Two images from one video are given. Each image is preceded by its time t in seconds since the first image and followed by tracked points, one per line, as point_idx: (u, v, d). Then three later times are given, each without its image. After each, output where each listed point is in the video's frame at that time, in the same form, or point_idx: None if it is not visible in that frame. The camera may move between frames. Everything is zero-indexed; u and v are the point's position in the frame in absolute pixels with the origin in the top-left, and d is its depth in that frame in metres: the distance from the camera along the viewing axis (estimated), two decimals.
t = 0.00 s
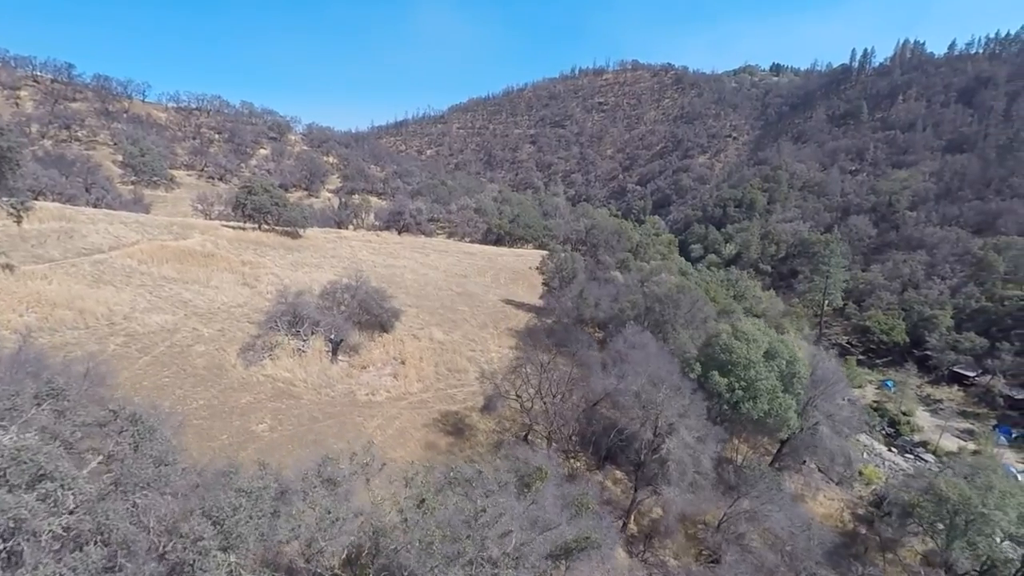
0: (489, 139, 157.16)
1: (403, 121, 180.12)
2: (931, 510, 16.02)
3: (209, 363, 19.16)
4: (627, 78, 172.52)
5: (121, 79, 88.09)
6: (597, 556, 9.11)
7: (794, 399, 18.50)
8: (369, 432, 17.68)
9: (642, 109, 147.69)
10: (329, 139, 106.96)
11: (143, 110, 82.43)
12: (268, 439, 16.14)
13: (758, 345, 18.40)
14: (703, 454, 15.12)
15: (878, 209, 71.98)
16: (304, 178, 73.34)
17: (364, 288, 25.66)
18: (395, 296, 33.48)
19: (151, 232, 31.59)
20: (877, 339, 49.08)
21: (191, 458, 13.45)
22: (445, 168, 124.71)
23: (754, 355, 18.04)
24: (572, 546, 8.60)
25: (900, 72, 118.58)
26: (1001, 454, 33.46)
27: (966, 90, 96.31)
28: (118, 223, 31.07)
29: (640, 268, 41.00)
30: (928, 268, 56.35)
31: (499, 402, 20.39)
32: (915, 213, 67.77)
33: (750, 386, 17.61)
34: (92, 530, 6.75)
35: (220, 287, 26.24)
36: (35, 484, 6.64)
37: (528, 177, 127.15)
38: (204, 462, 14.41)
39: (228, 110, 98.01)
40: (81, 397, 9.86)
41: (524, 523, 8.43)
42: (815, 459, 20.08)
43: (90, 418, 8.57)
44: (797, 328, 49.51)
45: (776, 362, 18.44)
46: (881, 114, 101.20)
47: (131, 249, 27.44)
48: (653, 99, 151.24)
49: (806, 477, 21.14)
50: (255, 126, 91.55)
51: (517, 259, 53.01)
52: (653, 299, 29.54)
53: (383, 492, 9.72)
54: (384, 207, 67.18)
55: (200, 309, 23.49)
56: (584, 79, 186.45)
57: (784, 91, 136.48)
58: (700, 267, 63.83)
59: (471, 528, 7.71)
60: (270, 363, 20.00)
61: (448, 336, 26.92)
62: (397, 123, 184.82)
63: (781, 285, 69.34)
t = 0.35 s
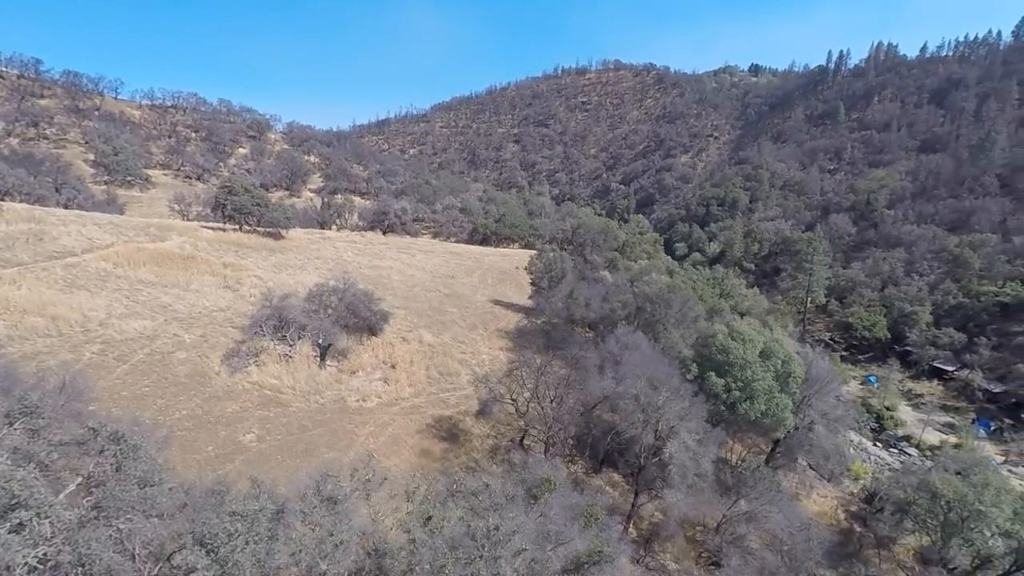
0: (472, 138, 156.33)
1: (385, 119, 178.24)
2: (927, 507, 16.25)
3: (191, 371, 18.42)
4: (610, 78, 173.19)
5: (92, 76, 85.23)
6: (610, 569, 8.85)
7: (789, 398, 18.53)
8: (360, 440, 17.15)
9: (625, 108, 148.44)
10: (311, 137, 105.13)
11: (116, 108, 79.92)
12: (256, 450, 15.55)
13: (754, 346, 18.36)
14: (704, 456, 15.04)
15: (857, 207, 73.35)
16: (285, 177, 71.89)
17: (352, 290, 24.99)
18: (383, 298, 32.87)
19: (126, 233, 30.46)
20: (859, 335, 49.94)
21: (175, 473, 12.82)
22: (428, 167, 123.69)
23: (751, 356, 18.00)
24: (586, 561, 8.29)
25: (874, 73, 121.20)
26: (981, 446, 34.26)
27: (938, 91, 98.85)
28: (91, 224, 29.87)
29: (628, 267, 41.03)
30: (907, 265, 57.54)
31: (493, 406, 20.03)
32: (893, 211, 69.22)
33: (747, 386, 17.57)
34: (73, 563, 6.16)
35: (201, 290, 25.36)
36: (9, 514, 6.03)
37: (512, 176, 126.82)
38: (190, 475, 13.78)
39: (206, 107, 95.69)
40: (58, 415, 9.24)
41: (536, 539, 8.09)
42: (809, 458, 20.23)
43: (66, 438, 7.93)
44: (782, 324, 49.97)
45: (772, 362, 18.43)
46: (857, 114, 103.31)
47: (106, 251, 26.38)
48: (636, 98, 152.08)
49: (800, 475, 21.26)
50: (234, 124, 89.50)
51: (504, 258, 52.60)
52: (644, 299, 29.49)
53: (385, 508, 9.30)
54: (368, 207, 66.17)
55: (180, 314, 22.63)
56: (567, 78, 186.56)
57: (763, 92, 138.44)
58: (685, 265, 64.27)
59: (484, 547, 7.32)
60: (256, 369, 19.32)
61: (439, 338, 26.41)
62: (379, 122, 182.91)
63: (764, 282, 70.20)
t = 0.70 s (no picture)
0: (456, 138, 155.32)
1: (367, 118, 176.12)
2: (922, 505, 16.47)
3: (173, 380, 17.66)
4: (592, 77, 173.75)
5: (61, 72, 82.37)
6: None
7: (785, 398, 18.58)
8: (352, 449, 16.62)
9: (608, 108, 149.06)
10: (291, 136, 103.20)
11: (86, 105, 77.30)
12: (244, 462, 14.94)
13: (750, 346, 18.37)
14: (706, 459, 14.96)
15: (837, 206, 74.63)
16: (265, 177, 70.32)
17: (339, 293, 24.29)
18: (370, 300, 32.21)
19: (101, 236, 29.28)
20: (841, 332, 50.77)
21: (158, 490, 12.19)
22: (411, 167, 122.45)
23: (747, 356, 18.00)
24: None
25: (850, 75, 123.53)
26: (962, 440, 34.96)
27: (911, 93, 101.15)
28: (63, 227, 28.66)
29: (617, 267, 41.02)
30: (886, 263, 58.66)
31: (487, 410, 19.63)
32: (871, 210, 70.52)
33: (744, 387, 17.54)
34: None
35: (181, 294, 24.44)
36: None
37: (496, 176, 126.28)
38: (174, 491, 13.15)
39: (182, 105, 93.24)
40: (34, 435, 8.63)
41: (552, 557, 7.79)
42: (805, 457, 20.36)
43: (41, 462, 7.31)
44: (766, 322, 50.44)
45: (768, 362, 18.45)
46: (835, 115, 105.28)
47: (79, 255, 25.28)
48: (618, 98, 152.77)
49: (794, 473, 21.31)
50: (211, 123, 87.32)
51: (490, 258, 52.16)
52: (635, 299, 29.42)
53: (389, 526, 8.91)
54: (351, 207, 65.06)
55: (160, 319, 21.75)
56: (550, 77, 186.54)
57: (743, 92, 140.17)
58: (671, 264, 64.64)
59: (501, 568, 6.99)
60: (241, 377, 18.63)
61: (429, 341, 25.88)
62: (360, 121, 180.69)
63: (747, 280, 70.95)
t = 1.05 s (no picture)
0: (439, 137, 154.25)
1: (349, 117, 173.92)
2: (919, 504, 16.67)
3: (155, 390, 16.95)
4: (576, 77, 174.17)
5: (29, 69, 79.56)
6: None
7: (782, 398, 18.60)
8: (345, 459, 16.08)
9: (592, 108, 149.43)
10: (272, 135, 101.22)
11: (57, 103, 74.76)
12: (233, 474, 14.35)
13: (746, 347, 18.41)
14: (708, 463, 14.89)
15: (818, 205, 75.83)
16: (245, 177, 68.74)
17: (326, 296, 23.60)
18: (358, 303, 31.55)
19: (74, 239, 28.14)
20: (825, 329, 51.48)
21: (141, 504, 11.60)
22: (395, 167, 121.14)
23: (744, 356, 18.02)
24: None
25: (828, 76, 125.72)
26: (944, 434, 35.61)
27: (887, 94, 103.39)
28: (33, 230, 27.46)
29: (605, 268, 40.96)
30: (867, 261, 59.73)
31: (482, 415, 19.24)
32: (851, 209, 71.79)
33: (741, 387, 17.51)
34: None
35: (161, 299, 23.55)
36: None
37: (480, 176, 125.67)
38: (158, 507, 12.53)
39: (158, 104, 90.81)
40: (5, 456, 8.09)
41: None
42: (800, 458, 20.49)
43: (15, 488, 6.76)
44: (752, 320, 50.87)
45: (764, 362, 18.48)
46: (814, 116, 107.07)
47: (52, 258, 24.23)
48: (602, 98, 153.33)
49: (789, 473, 21.31)
50: (188, 122, 85.15)
51: (477, 259, 51.64)
52: (627, 300, 29.33)
53: (394, 546, 8.57)
54: (334, 207, 63.94)
55: (139, 326, 20.87)
56: (534, 77, 186.33)
57: (724, 93, 141.74)
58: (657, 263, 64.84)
59: None
60: (226, 386, 17.92)
61: (419, 345, 25.35)
62: (343, 120, 178.59)
63: (732, 278, 71.63)
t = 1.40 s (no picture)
0: (423, 137, 152.92)
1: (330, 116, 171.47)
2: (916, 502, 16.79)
3: (136, 401, 16.20)
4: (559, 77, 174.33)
5: None
6: None
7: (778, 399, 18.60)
8: (337, 469, 15.56)
9: (575, 108, 149.65)
10: (251, 135, 99.07)
11: (24, 101, 71.98)
12: (220, 489, 13.73)
13: (743, 348, 18.37)
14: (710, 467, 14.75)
15: (799, 204, 76.92)
16: (224, 177, 67.03)
17: (313, 300, 22.89)
18: (345, 306, 30.84)
19: (45, 242, 26.95)
20: (810, 327, 52.20)
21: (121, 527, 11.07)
22: (378, 166, 119.67)
23: (741, 357, 17.98)
24: None
25: (806, 78, 127.75)
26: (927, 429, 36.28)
27: (863, 96, 105.49)
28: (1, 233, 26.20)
29: (594, 269, 40.83)
30: (848, 259, 60.73)
31: (478, 421, 18.83)
32: (832, 208, 72.97)
33: (740, 389, 17.44)
34: None
35: (140, 304, 22.60)
36: None
37: (464, 176, 124.93)
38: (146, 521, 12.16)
39: (132, 102, 88.17)
40: None
41: None
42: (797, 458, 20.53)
43: None
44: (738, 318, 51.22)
45: (761, 363, 18.46)
46: (793, 116, 108.71)
47: (21, 263, 23.10)
48: (585, 98, 153.65)
49: (784, 472, 21.32)
50: (164, 120, 82.81)
51: (464, 260, 51.10)
52: (619, 300, 29.16)
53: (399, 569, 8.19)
54: (317, 208, 62.71)
55: (116, 333, 19.95)
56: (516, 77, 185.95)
57: (705, 93, 143.09)
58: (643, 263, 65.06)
59: None
60: (210, 396, 17.18)
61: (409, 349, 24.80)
62: (324, 119, 175.99)
63: (716, 277, 72.25)
